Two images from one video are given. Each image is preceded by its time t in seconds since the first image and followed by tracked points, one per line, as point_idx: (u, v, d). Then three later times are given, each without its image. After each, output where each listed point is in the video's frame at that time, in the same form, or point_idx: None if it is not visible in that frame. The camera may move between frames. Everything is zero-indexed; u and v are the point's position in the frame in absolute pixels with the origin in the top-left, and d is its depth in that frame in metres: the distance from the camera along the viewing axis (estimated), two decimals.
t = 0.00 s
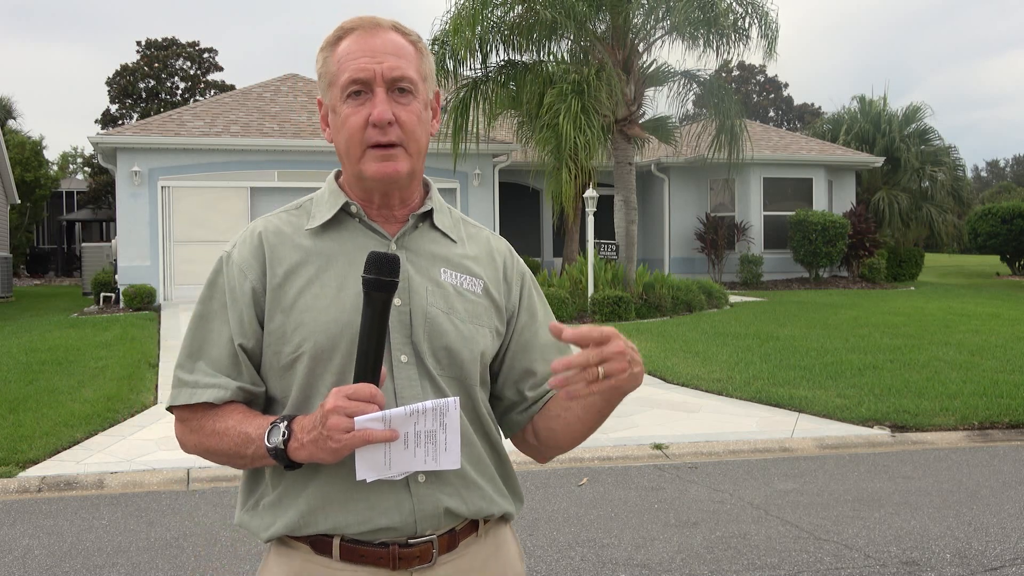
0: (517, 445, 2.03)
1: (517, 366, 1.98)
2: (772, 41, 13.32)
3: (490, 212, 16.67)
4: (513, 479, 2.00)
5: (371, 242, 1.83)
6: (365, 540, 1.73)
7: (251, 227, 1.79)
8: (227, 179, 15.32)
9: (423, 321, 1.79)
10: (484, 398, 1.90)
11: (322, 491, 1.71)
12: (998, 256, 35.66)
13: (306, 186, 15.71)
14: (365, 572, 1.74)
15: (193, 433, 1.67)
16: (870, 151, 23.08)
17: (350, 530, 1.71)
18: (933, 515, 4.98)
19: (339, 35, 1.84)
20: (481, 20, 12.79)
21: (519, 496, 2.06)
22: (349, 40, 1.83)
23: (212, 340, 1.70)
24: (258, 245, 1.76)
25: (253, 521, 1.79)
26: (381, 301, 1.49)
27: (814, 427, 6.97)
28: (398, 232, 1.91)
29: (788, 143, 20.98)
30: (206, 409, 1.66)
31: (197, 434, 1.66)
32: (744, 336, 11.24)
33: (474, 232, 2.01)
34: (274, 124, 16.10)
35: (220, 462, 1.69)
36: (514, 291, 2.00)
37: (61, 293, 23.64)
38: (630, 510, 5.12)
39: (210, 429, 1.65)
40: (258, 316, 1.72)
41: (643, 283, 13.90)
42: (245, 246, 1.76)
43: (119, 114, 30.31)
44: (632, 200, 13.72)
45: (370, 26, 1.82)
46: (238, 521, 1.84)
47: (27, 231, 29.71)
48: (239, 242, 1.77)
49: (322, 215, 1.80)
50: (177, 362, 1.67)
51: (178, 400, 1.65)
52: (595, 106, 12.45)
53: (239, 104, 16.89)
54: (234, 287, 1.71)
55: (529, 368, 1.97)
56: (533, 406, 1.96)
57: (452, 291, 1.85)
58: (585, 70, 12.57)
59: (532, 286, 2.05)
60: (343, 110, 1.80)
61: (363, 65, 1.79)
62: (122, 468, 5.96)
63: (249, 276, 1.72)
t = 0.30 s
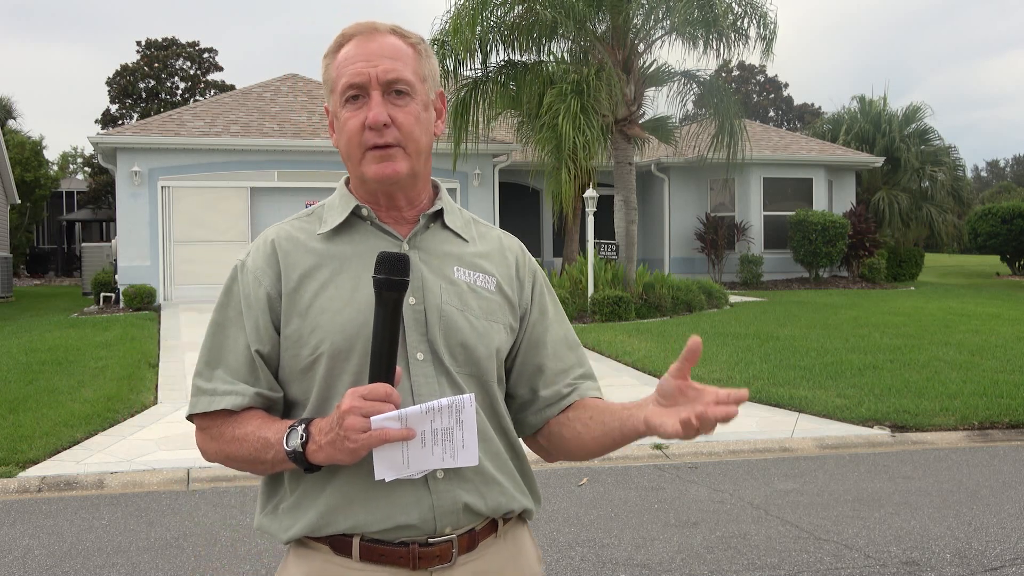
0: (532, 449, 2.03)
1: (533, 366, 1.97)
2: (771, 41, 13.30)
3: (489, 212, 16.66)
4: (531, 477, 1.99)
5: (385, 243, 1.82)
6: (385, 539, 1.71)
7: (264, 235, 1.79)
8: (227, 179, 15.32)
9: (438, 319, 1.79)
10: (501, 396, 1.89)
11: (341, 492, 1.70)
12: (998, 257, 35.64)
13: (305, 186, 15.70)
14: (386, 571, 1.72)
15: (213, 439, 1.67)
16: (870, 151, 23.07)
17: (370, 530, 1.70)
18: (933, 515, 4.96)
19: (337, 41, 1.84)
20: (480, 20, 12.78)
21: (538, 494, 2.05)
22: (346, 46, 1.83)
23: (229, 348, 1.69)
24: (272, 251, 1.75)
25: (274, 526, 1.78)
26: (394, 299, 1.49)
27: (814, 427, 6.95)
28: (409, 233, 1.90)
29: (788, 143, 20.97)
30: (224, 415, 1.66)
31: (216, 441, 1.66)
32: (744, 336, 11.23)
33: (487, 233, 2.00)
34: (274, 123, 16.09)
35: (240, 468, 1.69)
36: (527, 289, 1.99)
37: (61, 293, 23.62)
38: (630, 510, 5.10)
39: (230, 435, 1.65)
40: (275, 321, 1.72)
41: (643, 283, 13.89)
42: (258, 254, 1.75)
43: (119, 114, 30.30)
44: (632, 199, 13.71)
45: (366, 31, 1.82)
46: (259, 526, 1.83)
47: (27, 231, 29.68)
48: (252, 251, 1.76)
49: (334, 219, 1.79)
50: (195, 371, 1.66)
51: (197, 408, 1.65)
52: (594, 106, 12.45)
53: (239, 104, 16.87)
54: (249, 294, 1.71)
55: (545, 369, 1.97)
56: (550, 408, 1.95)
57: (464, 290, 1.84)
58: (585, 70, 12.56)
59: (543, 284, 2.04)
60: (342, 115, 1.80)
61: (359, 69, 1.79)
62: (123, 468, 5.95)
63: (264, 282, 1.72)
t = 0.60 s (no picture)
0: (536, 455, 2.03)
1: (542, 367, 1.98)
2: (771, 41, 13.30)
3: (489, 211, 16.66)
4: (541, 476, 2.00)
5: (397, 244, 1.82)
6: (396, 540, 1.71)
7: (276, 238, 1.79)
8: (227, 179, 15.32)
9: (451, 318, 1.79)
10: (511, 396, 1.89)
11: (352, 492, 1.70)
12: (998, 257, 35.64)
13: (305, 186, 15.68)
14: (396, 572, 1.72)
15: (225, 440, 1.67)
16: (870, 151, 23.07)
17: (381, 530, 1.70)
18: (933, 515, 4.96)
19: (349, 45, 1.84)
20: (480, 19, 12.78)
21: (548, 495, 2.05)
22: (358, 50, 1.82)
23: (240, 350, 1.69)
24: (284, 253, 1.75)
25: (286, 525, 1.78)
26: (404, 304, 1.47)
27: (814, 427, 6.95)
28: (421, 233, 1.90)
29: (788, 143, 20.97)
30: (236, 416, 1.66)
31: (228, 442, 1.66)
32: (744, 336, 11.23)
33: (497, 234, 2.00)
34: (274, 123, 16.09)
35: (251, 469, 1.69)
36: (538, 289, 2.00)
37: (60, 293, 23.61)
38: (630, 510, 5.10)
39: (241, 436, 1.66)
40: (286, 322, 1.72)
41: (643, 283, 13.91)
42: (270, 255, 1.75)
43: (119, 114, 30.29)
44: (632, 199, 13.71)
45: (377, 35, 1.82)
46: (270, 524, 1.83)
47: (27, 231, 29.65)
48: (264, 253, 1.76)
49: (346, 220, 1.79)
50: (207, 373, 1.67)
51: (209, 409, 1.65)
52: (594, 106, 12.45)
53: (239, 104, 16.87)
54: (262, 296, 1.71)
55: (553, 371, 1.98)
56: (555, 413, 1.97)
57: (477, 289, 1.84)
58: (585, 70, 12.56)
59: (552, 285, 2.05)
60: (356, 118, 1.80)
61: (373, 72, 1.79)
62: (122, 468, 5.95)
63: (276, 283, 1.72)
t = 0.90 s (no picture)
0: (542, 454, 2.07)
1: (547, 367, 2.02)
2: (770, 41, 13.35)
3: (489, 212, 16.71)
4: (546, 475, 2.04)
5: (403, 244, 1.86)
6: (405, 539, 1.76)
7: (284, 237, 1.83)
8: (227, 179, 15.35)
9: (458, 318, 1.83)
10: (517, 396, 1.93)
11: (360, 492, 1.74)
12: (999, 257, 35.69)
13: (305, 186, 15.72)
14: (405, 571, 1.76)
15: (234, 441, 1.71)
16: (870, 151, 23.10)
17: (389, 531, 1.75)
18: (932, 515, 5.01)
19: (360, 45, 1.89)
20: (480, 20, 12.82)
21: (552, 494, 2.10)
22: (368, 50, 1.87)
23: (248, 350, 1.74)
24: (292, 254, 1.79)
25: (294, 524, 1.83)
26: (414, 303, 1.51)
27: (813, 427, 7.00)
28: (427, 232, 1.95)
29: (788, 143, 21.01)
30: (245, 416, 1.71)
31: (237, 442, 1.71)
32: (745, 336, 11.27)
33: (503, 235, 2.05)
34: (274, 124, 16.14)
35: (260, 468, 1.73)
36: (543, 290, 2.04)
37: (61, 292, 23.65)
38: (630, 510, 5.15)
39: (251, 436, 1.70)
40: (294, 323, 1.77)
41: (643, 283, 13.96)
42: (278, 256, 1.79)
43: (119, 113, 30.34)
44: (632, 200, 13.76)
45: (387, 36, 1.86)
46: (278, 524, 1.88)
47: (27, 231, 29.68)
48: (272, 253, 1.80)
49: (353, 221, 1.83)
50: (216, 372, 1.71)
51: (218, 409, 1.70)
52: (595, 106, 12.50)
53: (239, 104, 16.91)
54: (270, 296, 1.75)
55: (559, 370, 2.02)
56: (561, 413, 2.01)
57: (483, 289, 1.89)
58: (585, 71, 12.61)
59: (557, 287, 2.10)
60: (364, 118, 1.85)
61: (381, 72, 1.83)
62: (123, 468, 5.99)
63: (284, 283, 1.76)
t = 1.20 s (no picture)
0: (565, 449, 2.03)
1: (556, 365, 2.01)
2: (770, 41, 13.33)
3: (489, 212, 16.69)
4: (553, 476, 2.02)
5: (408, 242, 1.85)
6: (408, 540, 1.74)
7: (290, 236, 1.82)
8: (226, 179, 15.34)
9: (463, 317, 1.81)
10: (524, 395, 1.91)
11: (364, 491, 1.72)
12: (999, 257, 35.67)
13: (305, 186, 15.70)
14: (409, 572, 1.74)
15: (236, 438, 1.70)
16: (870, 151, 23.08)
17: (393, 530, 1.72)
18: (933, 515, 4.99)
19: (368, 43, 1.86)
20: (480, 20, 12.80)
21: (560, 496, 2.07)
22: (378, 49, 1.84)
23: (253, 348, 1.72)
24: (298, 253, 1.77)
25: (299, 523, 1.81)
26: (405, 303, 1.48)
27: (814, 427, 6.98)
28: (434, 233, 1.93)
29: (788, 143, 21.00)
30: (246, 414, 1.69)
31: (239, 439, 1.69)
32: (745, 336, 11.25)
33: (511, 234, 2.03)
34: (274, 124, 16.12)
35: (262, 465, 1.72)
36: (550, 289, 2.03)
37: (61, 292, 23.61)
38: (630, 510, 5.13)
39: (251, 434, 1.68)
40: (299, 321, 1.75)
41: (643, 283, 13.94)
42: (284, 255, 1.78)
43: (119, 114, 30.33)
44: (632, 200, 13.74)
45: (398, 35, 1.84)
46: (282, 522, 1.86)
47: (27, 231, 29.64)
48: (278, 252, 1.79)
49: (359, 220, 1.81)
50: (220, 371, 1.70)
51: (220, 406, 1.68)
52: (595, 106, 12.48)
53: (238, 104, 16.89)
54: (275, 294, 1.73)
55: (566, 368, 2.01)
56: (574, 407, 1.99)
57: (490, 289, 1.87)
58: (585, 70, 12.60)
59: (566, 284, 2.08)
60: (375, 118, 1.82)
61: (393, 72, 1.81)
62: (122, 468, 5.97)
63: (289, 282, 1.75)
